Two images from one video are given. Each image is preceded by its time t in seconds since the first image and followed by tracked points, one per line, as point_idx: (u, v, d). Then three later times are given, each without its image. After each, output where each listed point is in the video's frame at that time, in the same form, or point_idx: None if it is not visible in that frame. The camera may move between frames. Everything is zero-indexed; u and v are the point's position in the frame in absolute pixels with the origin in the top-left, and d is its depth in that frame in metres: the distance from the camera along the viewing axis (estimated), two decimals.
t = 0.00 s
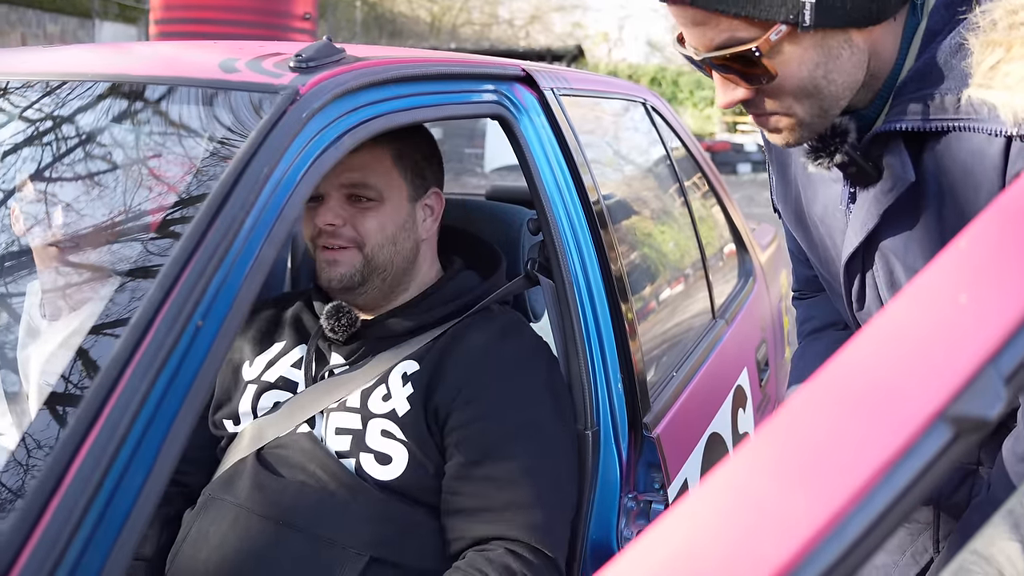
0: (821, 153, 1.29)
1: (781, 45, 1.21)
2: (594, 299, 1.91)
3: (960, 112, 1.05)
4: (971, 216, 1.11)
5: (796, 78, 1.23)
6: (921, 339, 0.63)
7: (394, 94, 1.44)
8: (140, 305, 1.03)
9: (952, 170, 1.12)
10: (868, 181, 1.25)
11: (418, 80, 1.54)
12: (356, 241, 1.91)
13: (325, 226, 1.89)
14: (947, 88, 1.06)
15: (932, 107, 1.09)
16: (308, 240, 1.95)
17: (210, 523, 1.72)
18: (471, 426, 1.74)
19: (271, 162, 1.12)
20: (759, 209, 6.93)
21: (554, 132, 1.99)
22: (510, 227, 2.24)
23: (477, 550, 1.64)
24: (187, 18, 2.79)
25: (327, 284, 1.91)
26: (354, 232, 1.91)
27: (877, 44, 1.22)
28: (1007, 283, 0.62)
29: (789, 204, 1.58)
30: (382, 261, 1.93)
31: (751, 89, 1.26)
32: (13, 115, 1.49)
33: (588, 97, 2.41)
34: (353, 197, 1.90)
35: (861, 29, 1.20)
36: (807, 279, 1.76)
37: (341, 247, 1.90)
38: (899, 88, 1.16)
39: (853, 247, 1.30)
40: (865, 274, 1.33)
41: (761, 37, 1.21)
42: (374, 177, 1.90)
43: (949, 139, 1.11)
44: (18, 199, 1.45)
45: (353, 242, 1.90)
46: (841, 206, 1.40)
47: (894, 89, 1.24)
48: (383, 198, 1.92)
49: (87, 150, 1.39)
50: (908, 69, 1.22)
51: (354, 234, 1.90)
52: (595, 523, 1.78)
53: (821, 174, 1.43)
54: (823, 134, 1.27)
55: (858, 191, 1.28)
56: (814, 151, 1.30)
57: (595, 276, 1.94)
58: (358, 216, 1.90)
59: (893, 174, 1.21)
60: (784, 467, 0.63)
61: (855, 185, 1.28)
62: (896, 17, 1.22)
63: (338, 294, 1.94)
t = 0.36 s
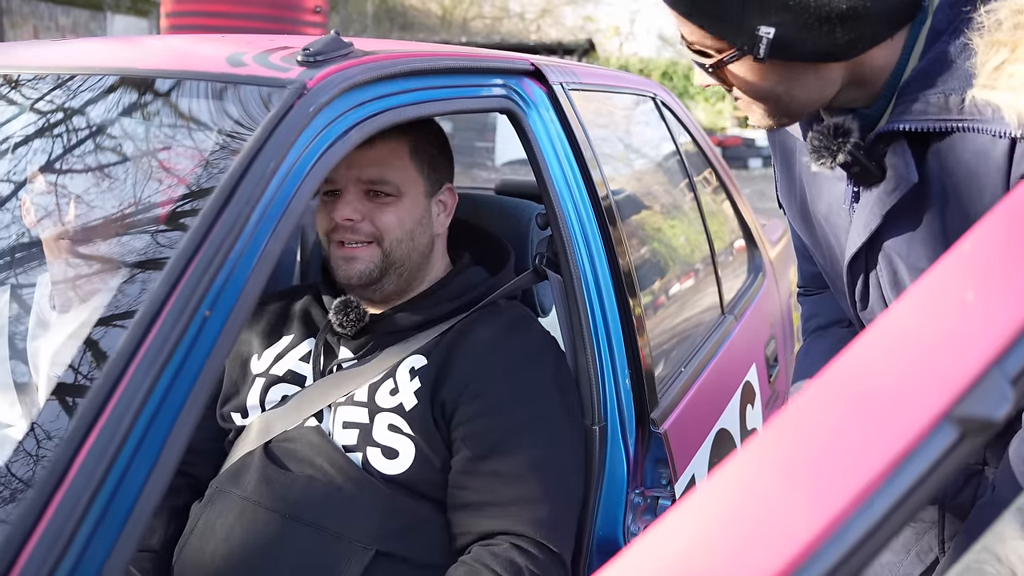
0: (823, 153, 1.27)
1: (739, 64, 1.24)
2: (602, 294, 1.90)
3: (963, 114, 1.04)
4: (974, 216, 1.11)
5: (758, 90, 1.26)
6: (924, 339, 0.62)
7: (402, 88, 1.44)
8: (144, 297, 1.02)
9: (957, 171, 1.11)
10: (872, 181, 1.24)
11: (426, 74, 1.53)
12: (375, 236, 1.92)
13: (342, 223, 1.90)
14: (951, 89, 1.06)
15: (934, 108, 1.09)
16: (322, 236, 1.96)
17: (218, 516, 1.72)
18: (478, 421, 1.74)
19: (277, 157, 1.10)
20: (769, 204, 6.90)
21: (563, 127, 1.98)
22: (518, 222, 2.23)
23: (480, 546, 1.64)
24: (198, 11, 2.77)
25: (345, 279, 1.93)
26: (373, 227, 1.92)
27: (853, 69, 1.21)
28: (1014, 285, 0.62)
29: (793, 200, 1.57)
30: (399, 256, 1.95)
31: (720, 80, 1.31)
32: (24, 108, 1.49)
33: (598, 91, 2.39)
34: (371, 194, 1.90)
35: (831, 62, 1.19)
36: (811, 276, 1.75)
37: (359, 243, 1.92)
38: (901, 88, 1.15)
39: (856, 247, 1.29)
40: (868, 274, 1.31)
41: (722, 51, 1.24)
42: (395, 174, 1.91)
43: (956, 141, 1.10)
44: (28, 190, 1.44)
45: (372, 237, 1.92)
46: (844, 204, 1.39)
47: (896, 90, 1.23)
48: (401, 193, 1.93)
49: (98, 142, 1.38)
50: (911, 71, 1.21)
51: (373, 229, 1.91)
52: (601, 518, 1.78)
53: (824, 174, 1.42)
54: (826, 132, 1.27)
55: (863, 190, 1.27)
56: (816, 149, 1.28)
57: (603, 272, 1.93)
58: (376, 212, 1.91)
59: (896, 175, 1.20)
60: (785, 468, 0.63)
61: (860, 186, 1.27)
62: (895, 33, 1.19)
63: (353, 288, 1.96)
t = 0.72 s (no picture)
0: (826, 153, 1.26)
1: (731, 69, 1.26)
2: (611, 288, 1.91)
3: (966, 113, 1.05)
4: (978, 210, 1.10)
5: (751, 93, 1.28)
6: (921, 325, 0.62)
7: (409, 81, 1.45)
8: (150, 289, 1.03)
9: (960, 170, 1.12)
10: (875, 180, 1.25)
11: (434, 67, 1.54)
12: (402, 231, 1.96)
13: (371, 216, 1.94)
14: (955, 87, 1.06)
15: (937, 106, 1.10)
16: (343, 231, 1.99)
17: (227, 506, 1.73)
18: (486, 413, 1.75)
19: (283, 149, 1.11)
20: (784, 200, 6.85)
21: (572, 120, 1.98)
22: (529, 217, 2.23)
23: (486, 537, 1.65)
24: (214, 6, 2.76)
25: (372, 272, 1.95)
26: (400, 221, 1.96)
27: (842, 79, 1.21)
28: (1010, 272, 0.61)
29: (799, 198, 1.57)
30: (426, 251, 1.98)
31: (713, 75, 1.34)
32: (40, 100, 1.51)
33: (610, 86, 2.38)
34: (395, 188, 1.94)
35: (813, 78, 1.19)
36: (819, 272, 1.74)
37: (387, 237, 1.95)
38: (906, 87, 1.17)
39: (859, 246, 1.31)
40: (872, 273, 1.34)
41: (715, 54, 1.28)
42: (421, 169, 1.94)
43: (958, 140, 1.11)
44: (42, 182, 1.45)
45: (398, 232, 1.95)
46: (848, 202, 1.39)
47: (899, 91, 1.23)
48: (427, 188, 1.97)
49: (111, 135, 1.40)
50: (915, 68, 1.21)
51: (399, 223, 1.95)
52: (609, 510, 1.79)
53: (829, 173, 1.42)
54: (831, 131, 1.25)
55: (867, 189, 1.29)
56: (818, 148, 1.27)
57: (612, 266, 1.93)
58: (404, 206, 1.95)
59: (900, 174, 1.21)
60: (778, 453, 0.64)
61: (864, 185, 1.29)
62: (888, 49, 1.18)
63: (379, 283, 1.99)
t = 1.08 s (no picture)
0: (837, 145, 1.28)
1: (752, 58, 1.23)
2: (624, 280, 1.89)
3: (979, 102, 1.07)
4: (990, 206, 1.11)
5: (772, 85, 1.26)
6: (918, 316, 0.61)
7: (418, 72, 1.44)
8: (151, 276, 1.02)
9: (973, 162, 1.12)
10: (887, 173, 1.26)
11: (443, 58, 1.53)
12: (426, 223, 1.97)
13: (396, 208, 1.95)
14: (967, 77, 1.08)
15: (950, 97, 1.11)
16: (367, 222, 2.01)
17: (234, 496, 1.72)
18: (498, 402, 1.75)
19: (290, 137, 1.11)
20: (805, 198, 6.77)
21: (586, 112, 1.97)
22: (542, 209, 2.21)
23: (493, 528, 1.65)
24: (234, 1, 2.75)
25: (394, 263, 1.96)
26: (425, 215, 1.97)
27: (866, 59, 1.20)
28: (1013, 261, 0.60)
29: (811, 192, 1.57)
30: (447, 245, 1.99)
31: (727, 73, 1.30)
32: (58, 89, 1.50)
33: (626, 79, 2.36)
34: (422, 181, 1.96)
35: (842, 53, 1.19)
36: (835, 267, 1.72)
37: (410, 229, 1.96)
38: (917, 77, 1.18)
39: (873, 239, 1.32)
40: (885, 268, 1.36)
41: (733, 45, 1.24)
42: (448, 163, 1.96)
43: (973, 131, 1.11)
44: (60, 171, 1.44)
45: (422, 224, 1.96)
46: (860, 198, 1.39)
47: (913, 78, 1.22)
48: (452, 183, 1.98)
49: (127, 126, 1.40)
50: (927, 59, 1.20)
51: (423, 216, 1.96)
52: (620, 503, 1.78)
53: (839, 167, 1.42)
54: (842, 123, 1.26)
55: (879, 181, 1.29)
56: (828, 141, 1.29)
57: (626, 259, 1.92)
58: (429, 199, 1.97)
59: (913, 165, 1.22)
60: (772, 445, 0.63)
61: (876, 177, 1.29)
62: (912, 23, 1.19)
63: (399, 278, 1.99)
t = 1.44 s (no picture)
0: (851, 139, 1.28)
1: (756, 51, 1.24)
2: (639, 276, 1.87)
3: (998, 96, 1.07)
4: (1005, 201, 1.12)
5: (779, 78, 1.27)
6: (921, 310, 0.61)
7: (429, 66, 1.43)
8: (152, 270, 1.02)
9: (985, 155, 1.12)
10: (902, 168, 1.26)
11: (455, 51, 1.52)
12: (449, 216, 1.97)
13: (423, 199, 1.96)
14: (984, 71, 1.08)
15: (965, 91, 1.11)
16: (390, 213, 2.02)
17: (246, 490, 1.73)
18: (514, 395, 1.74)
19: (295, 131, 1.10)
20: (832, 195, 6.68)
21: (601, 106, 1.95)
22: (559, 204, 2.21)
23: (505, 523, 1.65)
24: None
25: (418, 254, 1.97)
26: (449, 207, 1.98)
27: (874, 54, 1.20)
28: (1014, 259, 0.60)
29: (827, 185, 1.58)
30: (471, 238, 1.99)
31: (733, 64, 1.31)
32: (81, 79, 1.48)
33: (644, 74, 2.34)
34: (448, 173, 1.97)
35: (847, 50, 1.18)
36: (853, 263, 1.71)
37: (435, 220, 1.97)
38: (932, 70, 1.17)
39: (887, 236, 1.33)
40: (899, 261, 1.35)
41: (736, 37, 1.25)
42: (476, 156, 1.97)
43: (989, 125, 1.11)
44: (85, 157, 1.44)
45: (445, 216, 1.97)
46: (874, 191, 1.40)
47: (927, 72, 1.22)
48: (477, 175, 1.99)
49: (149, 117, 1.40)
50: (943, 51, 1.20)
51: (447, 208, 1.97)
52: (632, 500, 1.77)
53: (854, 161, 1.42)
54: (854, 118, 1.27)
55: (894, 176, 1.29)
56: (841, 136, 1.29)
57: (641, 256, 1.90)
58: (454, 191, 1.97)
59: (927, 161, 1.22)
60: (771, 438, 0.64)
61: (890, 173, 1.29)
62: (924, 19, 1.18)
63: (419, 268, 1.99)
